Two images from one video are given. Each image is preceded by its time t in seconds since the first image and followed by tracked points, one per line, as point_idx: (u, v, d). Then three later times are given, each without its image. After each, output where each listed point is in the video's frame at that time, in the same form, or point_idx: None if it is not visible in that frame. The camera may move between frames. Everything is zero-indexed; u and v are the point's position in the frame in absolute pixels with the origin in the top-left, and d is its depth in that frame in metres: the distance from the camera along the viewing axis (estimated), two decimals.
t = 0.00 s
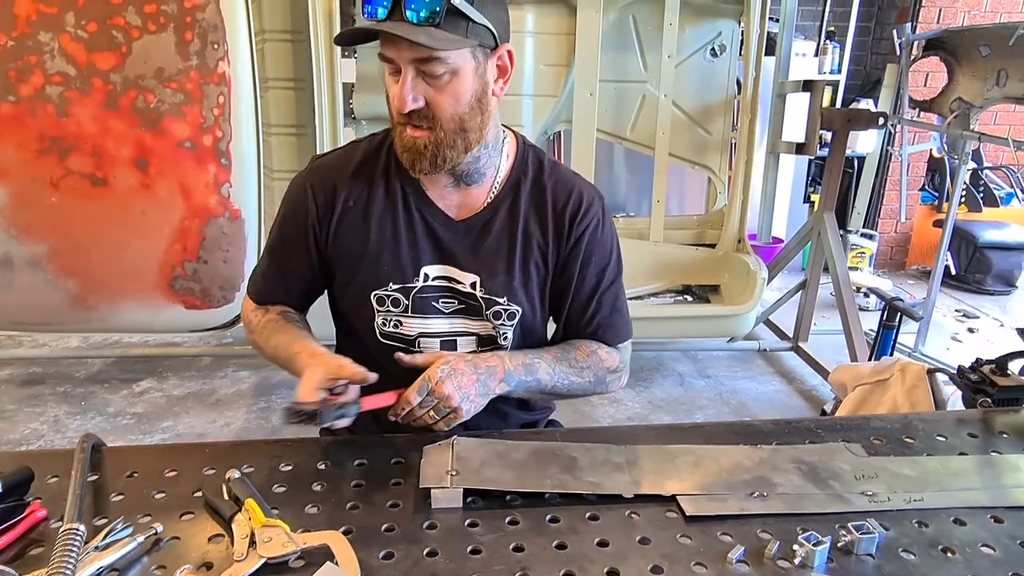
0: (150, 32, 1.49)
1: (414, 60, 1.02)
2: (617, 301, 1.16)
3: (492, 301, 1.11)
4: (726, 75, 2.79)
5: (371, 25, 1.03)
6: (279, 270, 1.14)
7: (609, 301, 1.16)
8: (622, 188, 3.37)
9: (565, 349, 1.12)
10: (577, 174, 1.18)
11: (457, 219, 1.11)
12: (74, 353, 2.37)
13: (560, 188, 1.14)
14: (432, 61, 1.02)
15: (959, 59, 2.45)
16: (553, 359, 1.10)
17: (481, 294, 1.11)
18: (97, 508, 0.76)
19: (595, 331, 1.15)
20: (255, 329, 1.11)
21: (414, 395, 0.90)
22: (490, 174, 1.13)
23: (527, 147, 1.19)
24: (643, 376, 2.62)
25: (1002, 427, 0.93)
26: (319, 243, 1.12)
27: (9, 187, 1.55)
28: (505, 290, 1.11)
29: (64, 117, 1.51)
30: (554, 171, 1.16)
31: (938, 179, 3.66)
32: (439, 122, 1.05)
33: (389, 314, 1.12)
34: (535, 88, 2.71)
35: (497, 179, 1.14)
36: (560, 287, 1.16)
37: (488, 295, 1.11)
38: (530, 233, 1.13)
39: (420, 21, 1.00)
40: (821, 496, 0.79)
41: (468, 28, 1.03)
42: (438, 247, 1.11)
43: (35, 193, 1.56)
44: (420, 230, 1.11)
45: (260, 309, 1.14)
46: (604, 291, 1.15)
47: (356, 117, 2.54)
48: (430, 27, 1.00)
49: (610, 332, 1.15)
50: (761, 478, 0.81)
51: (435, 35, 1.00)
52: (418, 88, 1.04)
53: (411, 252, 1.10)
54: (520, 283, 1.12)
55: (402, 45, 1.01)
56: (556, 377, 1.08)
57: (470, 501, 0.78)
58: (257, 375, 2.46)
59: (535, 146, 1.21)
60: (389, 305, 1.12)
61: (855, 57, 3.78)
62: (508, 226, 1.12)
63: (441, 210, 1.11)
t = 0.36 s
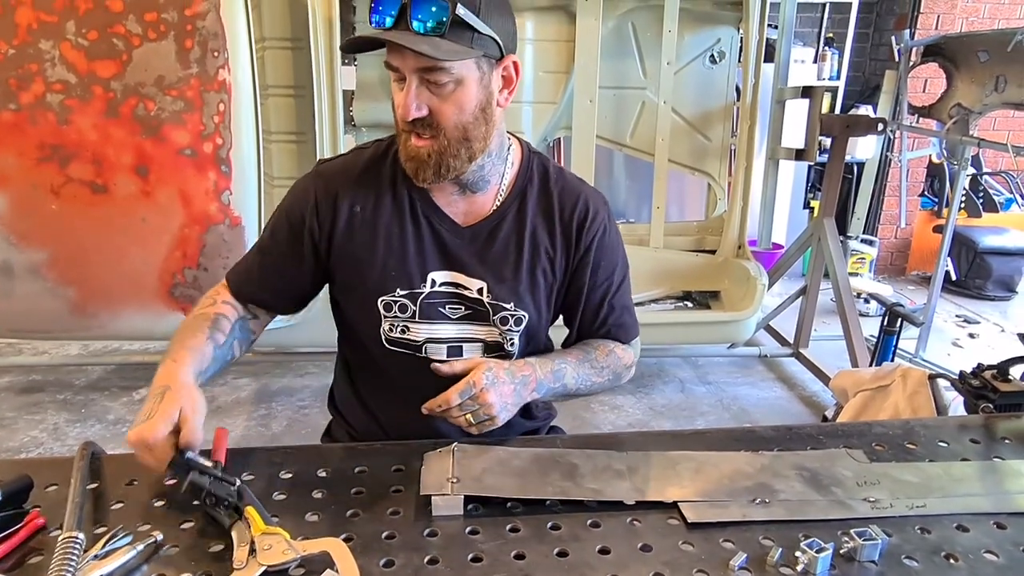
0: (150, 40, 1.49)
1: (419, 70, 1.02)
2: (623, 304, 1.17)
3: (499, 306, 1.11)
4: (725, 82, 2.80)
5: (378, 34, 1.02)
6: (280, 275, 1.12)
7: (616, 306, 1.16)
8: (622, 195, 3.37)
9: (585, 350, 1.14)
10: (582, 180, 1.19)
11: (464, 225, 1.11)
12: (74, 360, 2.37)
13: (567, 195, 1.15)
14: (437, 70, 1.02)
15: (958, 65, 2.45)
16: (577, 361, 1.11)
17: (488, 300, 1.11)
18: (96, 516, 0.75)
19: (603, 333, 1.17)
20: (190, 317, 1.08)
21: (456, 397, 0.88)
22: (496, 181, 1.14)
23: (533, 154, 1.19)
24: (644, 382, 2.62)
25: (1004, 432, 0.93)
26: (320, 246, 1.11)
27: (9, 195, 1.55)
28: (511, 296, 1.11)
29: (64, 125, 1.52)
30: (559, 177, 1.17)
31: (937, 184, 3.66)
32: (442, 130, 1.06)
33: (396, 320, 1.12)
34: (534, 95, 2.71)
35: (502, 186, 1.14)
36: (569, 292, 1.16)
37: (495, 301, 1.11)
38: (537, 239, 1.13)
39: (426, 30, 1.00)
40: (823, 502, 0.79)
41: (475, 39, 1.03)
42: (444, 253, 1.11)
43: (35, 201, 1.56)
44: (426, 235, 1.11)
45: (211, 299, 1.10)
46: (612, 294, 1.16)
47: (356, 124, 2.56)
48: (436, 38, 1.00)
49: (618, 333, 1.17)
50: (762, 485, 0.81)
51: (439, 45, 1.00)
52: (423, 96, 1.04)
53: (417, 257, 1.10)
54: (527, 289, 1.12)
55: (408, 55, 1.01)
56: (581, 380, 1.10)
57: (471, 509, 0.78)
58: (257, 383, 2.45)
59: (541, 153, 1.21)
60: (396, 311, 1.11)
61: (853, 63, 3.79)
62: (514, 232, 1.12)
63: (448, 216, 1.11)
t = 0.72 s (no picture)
0: (151, 53, 1.49)
1: (404, 79, 1.03)
2: (621, 309, 1.18)
3: (496, 314, 1.12)
4: (724, 88, 2.80)
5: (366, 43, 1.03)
6: (278, 287, 1.11)
7: (613, 312, 1.17)
8: (622, 203, 3.38)
9: (585, 357, 1.15)
10: (577, 187, 1.19)
11: (459, 234, 1.12)
12: (75, 373, 2.37)
13: (562, 202, 1.15)
14: (422, 79, 1.02)
15: (956, 70, 2.45)
16: (574, 368, 1.12)
17: (485, 308, 1.11)
18: (99, 529, 0.76)
19: (601, 339, 1.18)
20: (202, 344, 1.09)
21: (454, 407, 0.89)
22: (489, 189, 1.14)
23: (527, 161, 1.19)
24: (646, 389, 2.61)
25: (1007, 437, 0.93)
26: (315, 257, 1.11)
27: (9, 208, 1.56)
28: (508, 304, 1.11)
29: (65, 138, 1.52)
30: (554, 184, 1.17)
31: (936, 189, 3.66)
32: (430, 138, 1.06)
33: (393, 329, 1.11)
34: (534, 104, 2.71)
35: (497, 194, 1.15)
36: (566, 298, 1.17)
37: (492, 309, 1.11)
38: (534, 247, 1.13)
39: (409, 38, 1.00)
40: (827, 509, 0.78)
41: (459, 48, 1.03)
42: (442, 262, 1.11)
43: (36, 214, 1.56)
44: (423, 244, 1.11)
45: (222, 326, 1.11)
46: (609, 299, 1.17)
47: (355, 135, 2.57)
48: (420, 46, 1.01)
49: (616, 339, 1.18)
50: (765, 491, 0.80)
51: (423, 52, 1.00)
52: (408, 105, 1.04)
53: (414, 266, 1.10)
54: (525, 297, 1.12)
55: (392, 64, 1.02)
56: (578, 387, 1.11)
57: (473, 518, 0.78)
58: (258, 393, 2.45)
59: (535, 160, 1.21)
60: (393, 320, 1.11)
61: (852, 69, 3.80)
62: (511, 239, 1.13)
63: (443, 224, 1.12)
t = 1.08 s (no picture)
0: (154, 65, 1.50)
1: (400, 88, 1.03)
2: (621, 316, 1.18)
3: (494, 322, 1.12)
4: (724, 95, 2.81)
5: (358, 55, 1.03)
6: (274, 295, 1.11)
7: (613, 318, 1.17)
8: (623, 209, 3.38)
9: (600, 366, 1.15)
10: (575, 194, 1.19)
11: (456, 243, 1.12)
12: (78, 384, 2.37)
13: (559, 209, 1.16)
14: (419, 88, 1.02)
15: (955, 75, 2.46)
16: (596, 378, 1.12)
17: (483, 316, 1.12)
18: (103, 540, 0.76)
19: (602, 347, 1.18)
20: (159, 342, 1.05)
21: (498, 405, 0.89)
22: (486, 197, 1.14)
23: (524, 169, 1.20)
24: (649, 396, 2.61)
25: (1011, 441, 0.92)
26: (313, 266, 1.12)
27: (13, 220, 1.56)
28: (506, 312, 1.12)
29: (69, 150, 1.53)
30: (552, 193, 1.17)
31: (938, 195, 3.67)
32: (430, 147, 1.06)
33: (392, 339, 1.12)
34: (535, 112, 2.73)
35: (493, 203, 1.15)
36: (564, 305, 1.17)
37: (490, 318, 1.12)
38: (531, 255, 1.14)
39: (401, 46, 1.00)
40: (832, 514, 0.78)
41: (453, 54, 1.03)
42: (439, 271, 1.12)
43: (40, 226, 1.56)
44: (420, 254, 1.11)
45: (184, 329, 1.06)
46: (610, 306, 1.17)
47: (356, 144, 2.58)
48: (413, 54, 1.01)
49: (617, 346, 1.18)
50: (770, 497, 0.80)
51: (417, 60, 1.00)
52: (405, 114, 1.04)
53: (411, 275, 1.11)
54: (521, 305, 1.13)
55: (388, 74, 1.02)
56: (598, 398, 1.11)
57: (478, 526, 0.78)
58: (262, 403, 2.45)
59: (533, 168, 1.22)
60: (392, 330, 1.11)
61: (851, 75, 3.81)
62: (507, 247, 1.13)
63: (439, 234, 1.12)
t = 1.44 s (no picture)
0: (159, 72, 1.45)
1: (421, 101, 1.03)
2: (622, 318, 1.20)
3: (504, 329, 1.12)
4: (727, 102, 2.82)
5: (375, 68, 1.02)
6: (280, 302, 1.07)
7: (615, 321, 1.19)
8: (626, 216, 3.38)
9: (599, 369, 1.17)
10: (578, 200, 1.20)
11: (465, 250, 1.12)
12: (82, 390, 2.37)
13: (564, 215, 1.16)
14: (440, 101, 1.03)
15: (957, 81, 2.46)
16: (594, 381, 1.14)
17: (492, 323, 1.12)
18: (107, 546, 0.76)
19: (602, 348, 1.20)
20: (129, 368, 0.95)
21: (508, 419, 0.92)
22: (493, 207, 1.14)
23: (526, 175, 1.20)
24: (652, 403, 2.61)
25: (1016, 446, 0.92)
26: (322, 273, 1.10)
27: (16, 227, 1.48)
28: (515, 318, 1.12)
29: (73, 157, 1.46)
30: (556, 199, 1.18)
31: (941, 200, 3.68)
32: (447, 159, 1.06)
33: (401, 348, 1.12)
34: (537, 119, 2.73)
35: (500, 211, 1.15)
36: (569, 309, 1.19)
37: (500, 324, 1.12)
38: (538, 262, 1.14)
39: (426, 59, 1.00)
40: (837, 520, 0.78)
41: (475, 68, 1.04)
42: (448, 279, 1.12)
43: (43, 232, 1.49)
44: (428, 262, 1.11)
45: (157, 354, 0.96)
46: (613, 309, 1.19)
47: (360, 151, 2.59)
48: (439, 68, 1.01)
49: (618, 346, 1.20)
50: (775, 503, 0.80)
51: (442, 75, 1.00)
52: (425, 127, 1.04)
53: (419, 283, 1.11)
54: (530, 311, 1.13)
55: (410, 87, 1.01)
56: (597, 400, 1.13)
57: (482, 531, 0.78)
58: (265, 410, 2.45)
59: (534, 174, 1.22)
60: (401, 339, 1.11)
61: (854, 81, 3.82)
62: (515, 254, 1.13)
63: (448, 243, 1.12)
